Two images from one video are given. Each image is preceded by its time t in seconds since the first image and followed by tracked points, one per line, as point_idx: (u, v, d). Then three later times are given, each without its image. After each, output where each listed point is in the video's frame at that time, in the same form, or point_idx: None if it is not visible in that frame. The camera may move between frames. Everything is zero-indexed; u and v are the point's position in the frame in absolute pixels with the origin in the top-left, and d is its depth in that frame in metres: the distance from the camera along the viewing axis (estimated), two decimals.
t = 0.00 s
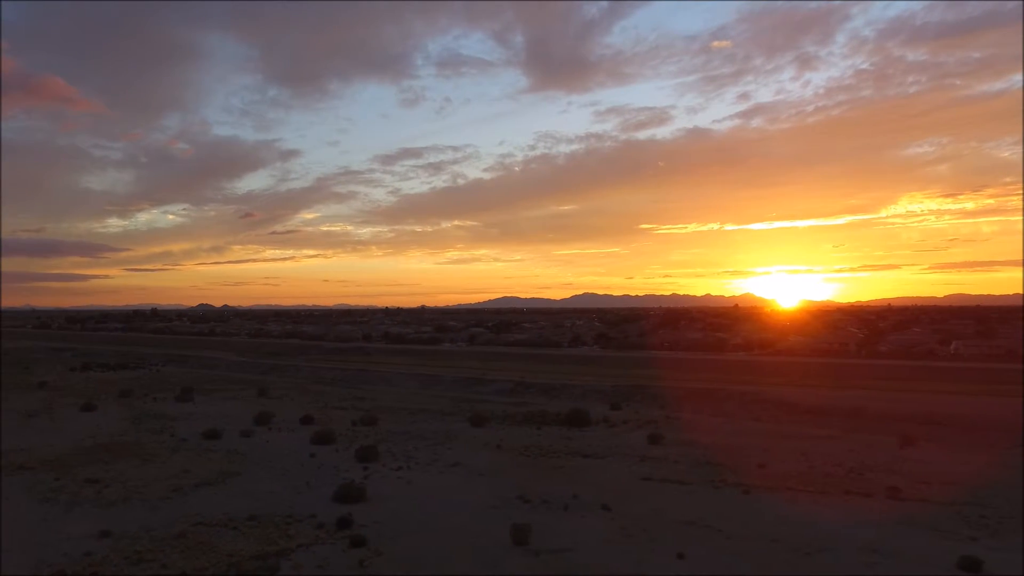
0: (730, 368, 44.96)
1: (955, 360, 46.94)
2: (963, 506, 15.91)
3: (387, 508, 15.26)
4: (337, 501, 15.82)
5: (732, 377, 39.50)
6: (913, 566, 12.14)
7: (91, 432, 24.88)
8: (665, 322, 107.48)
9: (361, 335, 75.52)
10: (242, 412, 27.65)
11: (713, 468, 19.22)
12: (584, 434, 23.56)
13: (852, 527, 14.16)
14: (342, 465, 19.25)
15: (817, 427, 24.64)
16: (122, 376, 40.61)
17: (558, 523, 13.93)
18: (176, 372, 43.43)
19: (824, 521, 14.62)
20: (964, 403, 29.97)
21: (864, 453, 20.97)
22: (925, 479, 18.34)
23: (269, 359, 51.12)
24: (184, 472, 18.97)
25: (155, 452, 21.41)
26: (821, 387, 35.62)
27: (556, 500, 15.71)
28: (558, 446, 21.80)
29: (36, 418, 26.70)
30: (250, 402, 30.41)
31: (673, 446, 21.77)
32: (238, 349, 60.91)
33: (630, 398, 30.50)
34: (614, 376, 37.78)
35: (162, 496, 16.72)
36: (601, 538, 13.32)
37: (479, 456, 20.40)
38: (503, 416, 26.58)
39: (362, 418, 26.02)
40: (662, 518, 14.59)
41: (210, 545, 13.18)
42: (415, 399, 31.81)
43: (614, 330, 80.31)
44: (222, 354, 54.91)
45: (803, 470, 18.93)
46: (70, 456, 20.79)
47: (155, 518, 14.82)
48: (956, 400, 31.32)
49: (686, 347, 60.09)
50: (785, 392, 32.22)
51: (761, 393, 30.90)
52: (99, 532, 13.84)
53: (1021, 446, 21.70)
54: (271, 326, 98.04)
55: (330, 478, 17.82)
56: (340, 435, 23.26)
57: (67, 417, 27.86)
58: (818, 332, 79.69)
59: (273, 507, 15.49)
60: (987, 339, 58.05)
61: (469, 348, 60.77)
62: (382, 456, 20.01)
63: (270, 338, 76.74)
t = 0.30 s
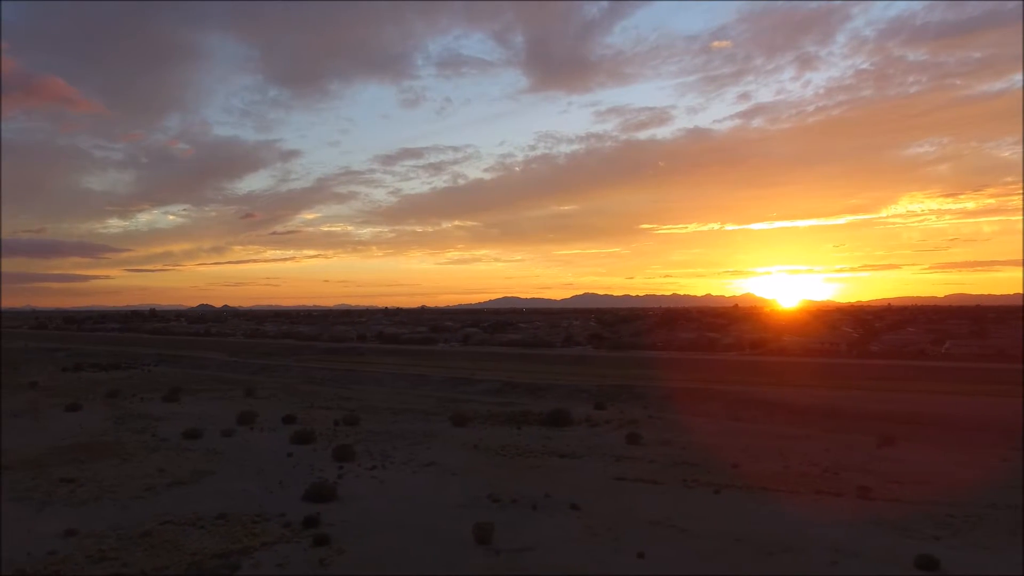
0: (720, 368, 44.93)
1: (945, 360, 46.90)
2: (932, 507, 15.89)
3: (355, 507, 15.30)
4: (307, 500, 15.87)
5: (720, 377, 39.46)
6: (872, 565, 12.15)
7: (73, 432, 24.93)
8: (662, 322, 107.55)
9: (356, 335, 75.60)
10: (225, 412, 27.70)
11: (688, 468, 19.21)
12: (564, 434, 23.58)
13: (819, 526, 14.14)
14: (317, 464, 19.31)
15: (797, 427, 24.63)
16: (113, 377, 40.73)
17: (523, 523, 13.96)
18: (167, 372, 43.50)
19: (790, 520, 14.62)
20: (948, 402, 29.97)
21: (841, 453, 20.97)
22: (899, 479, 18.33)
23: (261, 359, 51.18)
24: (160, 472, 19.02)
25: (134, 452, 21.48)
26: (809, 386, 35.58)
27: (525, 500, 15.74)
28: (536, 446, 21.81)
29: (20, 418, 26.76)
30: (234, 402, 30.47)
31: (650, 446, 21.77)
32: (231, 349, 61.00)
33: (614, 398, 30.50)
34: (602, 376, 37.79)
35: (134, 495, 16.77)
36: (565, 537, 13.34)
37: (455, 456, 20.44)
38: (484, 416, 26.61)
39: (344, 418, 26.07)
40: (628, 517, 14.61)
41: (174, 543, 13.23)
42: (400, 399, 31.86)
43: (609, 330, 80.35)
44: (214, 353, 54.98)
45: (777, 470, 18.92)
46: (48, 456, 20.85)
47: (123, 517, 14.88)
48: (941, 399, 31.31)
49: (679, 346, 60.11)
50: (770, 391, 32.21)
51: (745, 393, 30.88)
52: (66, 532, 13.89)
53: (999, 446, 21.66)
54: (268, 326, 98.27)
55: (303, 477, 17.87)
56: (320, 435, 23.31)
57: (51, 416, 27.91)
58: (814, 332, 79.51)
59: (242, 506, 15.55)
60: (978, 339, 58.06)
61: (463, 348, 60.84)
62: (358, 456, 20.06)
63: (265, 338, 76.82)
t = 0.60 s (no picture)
0: (709, 368, 44.87)
1: (933, 360, 46.87)
2: (901, 507, 15.88)
3: (323, 507, 15.31)
4: (276, 500, 15.89)
5: (706, 377, 39.45)
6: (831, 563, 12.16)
7: (54, 431, 24.93)
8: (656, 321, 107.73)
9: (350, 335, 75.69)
10: (208, 411, 27.72)
11: (662, 467, 19.20)
12: (543, 434, 23.60)
13: (784, 525, 14.14)
14: (292, 464, 19.34)
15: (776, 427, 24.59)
16: (102, 377, 40.84)
17: (487, 523, 13.95)
18: (155, 372, 43.51)
19: (757, 519, 14.61)
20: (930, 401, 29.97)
21: (818, 452, 20.96)
22: (871, 479, 18.28)
23: (251, 360, 51.21)
24: (135, 471, 19.05)
25: (112, 452, 21.49)
26: (794, 386, 35.53)
27: (493, 499, 15.75)
28: (513, 446, 21.82)
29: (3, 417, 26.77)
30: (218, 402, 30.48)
31: (627, 446, 21.76)
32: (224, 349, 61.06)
33: (598, 397, 30.49)
34: (588, 376, 37.78)
35: (106, 494, 16.79)
36: (527, 537, 13.34)
37: (431, 456, 20.44)
38: (465, 416, 26.62)
39: (325, 418, 26.08)
40: (594, 517, 14.62)
41: (138, 542, 13.24)
42: (384, 399, 31.88)
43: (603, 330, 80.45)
44: (206, 353, 55.01)
45: (751, 470, 18.91)
46: (26, 455, 20.87)
47: (92, 516, 14.90)
48: (923, 398, 31.31)
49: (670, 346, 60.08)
50: (754, 391, 32.21)
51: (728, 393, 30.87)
52: (32, 531, 13.91)
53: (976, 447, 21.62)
54: (264, 326, 98.51)
55: (275, 476, 17.89)
56: (300, 435, 23.33)
57: (35, 416, 27.93)
58: (807, 332, 79.39)
59: (211, 505, 15.57)
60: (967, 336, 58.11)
61: (455, 348, 60.93)
62: (333, 456, 20.09)
63: (260, 338, 76.92)
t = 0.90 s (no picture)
0: (698, 368, 44.80)
1: (922, 360, 46.80)
2: (868, 507, 15.84)
3: (290, 506, 15.33)
4: (245, 499, 15.93)
5: (693, 377, 39.45)
6: (786, 561, 12.15)
7: (35, 430, 24.98)
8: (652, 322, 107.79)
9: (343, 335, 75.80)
10: (190, 412, 27.76)
11: (635, 466, 19.20)
12: (521, 433, 23.62)
13: (746, 524, 14.14)
14: (266, 464, 19.37)
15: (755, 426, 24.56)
16: (91, 377, 40.92)
17: (450, 522, 13.95)
18: (145, 372, 43.63)
19: (721, 517, 14.61)
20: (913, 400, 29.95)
21: (793, 452, 20.94)
22: (842, 479, 18.24)
23: (242, 360, 51.26)
24: (110, 471, 19.08)
25: (89, 452, 21.52)
26: (780, 386, 35.48)
27: (461, 499, 15.75)
28: (490, 446, 21.82)
29: None
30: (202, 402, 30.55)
31: (604, 446, 21.76)
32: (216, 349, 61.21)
33: (581, 397, 30.49)
34: (576, 375, 37.74)
35: (77, 494, 16.84)
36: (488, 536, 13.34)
37: (406, 456, 20.46)
38: (446, 416, 26.64)
39: (306, 418, 26.13)
40: (559, 516, 14.62)
41: (100, 541, 13.28)
42: (368, 399, 31.90)
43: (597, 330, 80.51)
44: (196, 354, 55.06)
45: (724, 470, 18.90)
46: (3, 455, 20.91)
47: (59, 515, 14.95)
48: (907, 398, 31.27)
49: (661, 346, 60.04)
50: (739, 391, 32.19)
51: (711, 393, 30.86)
52: None
53: (952, 448, 21.60)
54: (260, 326, 98.83)
55: (247, 476, 17.91)
56: (279, 435, 23.39)
57: (18, 416, 27.96)
58: (800, 331, 79.30)
59: (180, 505, 15.61)
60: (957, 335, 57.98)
61: (447, 348, 61.01)
62: (308, 456, 20.13)
63: (254, 338, 77.03)
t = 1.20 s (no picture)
0: (685, 368, 44.91)
1: (909, 359, 46.80)
2: (836, 506, 15.82)
3: (256, 506, 15.39)
4: (213, 499, 16.00)
5: (679, 377, 39.50)
6: (742, 558, 12.21)
7: (15, 430, 25.07)
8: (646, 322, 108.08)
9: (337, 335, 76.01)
10: (172, 412, 27.85)
11: (607, 466, 19.25)
12: (499, 434, 23.68)
13: (709, 523, 14.17)
14: (239, 464, 19.44)
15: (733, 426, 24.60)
16: (80, 377, 41.08)
17: (413, 521, 14.01)
18: (133, 373, 43.74)
19: (685, 514, 14.68)
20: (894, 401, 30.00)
21: (767, 451, 20.99)
22: (811, 479, 18.23)
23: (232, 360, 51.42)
24: (84, 471, 19.16)
25: (66, 452, 21.60)
26: (763, 386, 35.53)
27: (428, 499, 15.80)
28: (466, 446, 21.87)
29: None
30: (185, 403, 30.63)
31: (579, 446, 21.81)
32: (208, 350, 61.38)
33: (563, 397, 30.55)
34: (562, 375, 37.82)
35: (48, 493, 16.92)
36: (449, 536, 13.38)
37: (381, 456, 20.53)
38: (427, 416, 26.70)
39: (286, 418, 26.20)
40: (523, 516, 14.65)
41: (64, 540, 13.36)
42: (352, 399, 31.98)
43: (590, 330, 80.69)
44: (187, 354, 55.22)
45: (696, 469, 18.95)
46: None
47: (26, 515, 15.01)
48: (889, 398, 31.31)
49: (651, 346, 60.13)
50: (722, 391, 32.24)
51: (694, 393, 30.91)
52: None
53: (925, 449, 21.63)
54: (256, 326, 99.26)
55: (219, 476, 17.98)
56: (257, 436, 23.45)
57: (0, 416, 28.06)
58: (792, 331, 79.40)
59: (148, 505, 15.67)
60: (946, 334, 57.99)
61: (438, 348, 61.18)
62: (282, 457, 20.19)
63: (247, 339, 77.23)
